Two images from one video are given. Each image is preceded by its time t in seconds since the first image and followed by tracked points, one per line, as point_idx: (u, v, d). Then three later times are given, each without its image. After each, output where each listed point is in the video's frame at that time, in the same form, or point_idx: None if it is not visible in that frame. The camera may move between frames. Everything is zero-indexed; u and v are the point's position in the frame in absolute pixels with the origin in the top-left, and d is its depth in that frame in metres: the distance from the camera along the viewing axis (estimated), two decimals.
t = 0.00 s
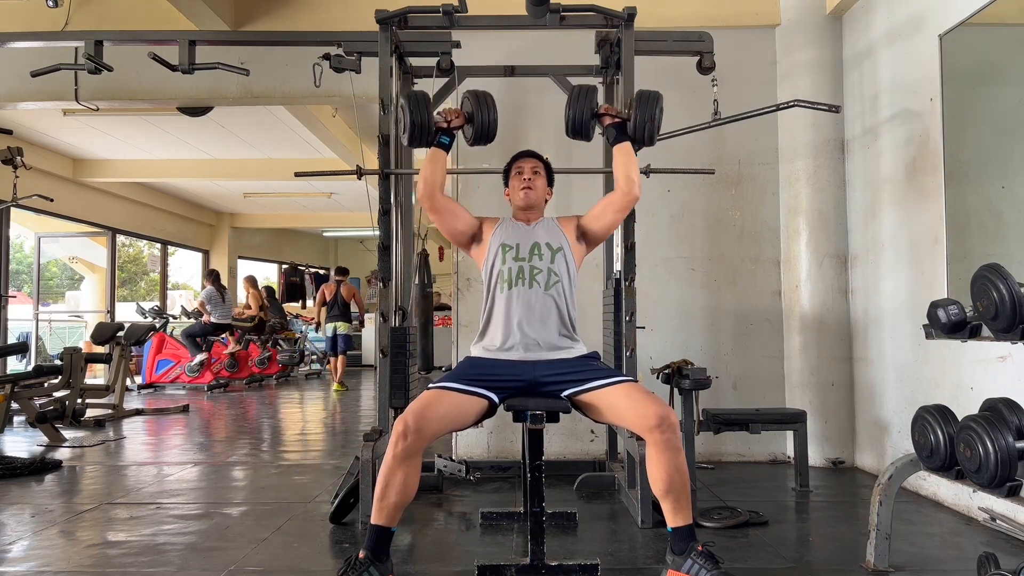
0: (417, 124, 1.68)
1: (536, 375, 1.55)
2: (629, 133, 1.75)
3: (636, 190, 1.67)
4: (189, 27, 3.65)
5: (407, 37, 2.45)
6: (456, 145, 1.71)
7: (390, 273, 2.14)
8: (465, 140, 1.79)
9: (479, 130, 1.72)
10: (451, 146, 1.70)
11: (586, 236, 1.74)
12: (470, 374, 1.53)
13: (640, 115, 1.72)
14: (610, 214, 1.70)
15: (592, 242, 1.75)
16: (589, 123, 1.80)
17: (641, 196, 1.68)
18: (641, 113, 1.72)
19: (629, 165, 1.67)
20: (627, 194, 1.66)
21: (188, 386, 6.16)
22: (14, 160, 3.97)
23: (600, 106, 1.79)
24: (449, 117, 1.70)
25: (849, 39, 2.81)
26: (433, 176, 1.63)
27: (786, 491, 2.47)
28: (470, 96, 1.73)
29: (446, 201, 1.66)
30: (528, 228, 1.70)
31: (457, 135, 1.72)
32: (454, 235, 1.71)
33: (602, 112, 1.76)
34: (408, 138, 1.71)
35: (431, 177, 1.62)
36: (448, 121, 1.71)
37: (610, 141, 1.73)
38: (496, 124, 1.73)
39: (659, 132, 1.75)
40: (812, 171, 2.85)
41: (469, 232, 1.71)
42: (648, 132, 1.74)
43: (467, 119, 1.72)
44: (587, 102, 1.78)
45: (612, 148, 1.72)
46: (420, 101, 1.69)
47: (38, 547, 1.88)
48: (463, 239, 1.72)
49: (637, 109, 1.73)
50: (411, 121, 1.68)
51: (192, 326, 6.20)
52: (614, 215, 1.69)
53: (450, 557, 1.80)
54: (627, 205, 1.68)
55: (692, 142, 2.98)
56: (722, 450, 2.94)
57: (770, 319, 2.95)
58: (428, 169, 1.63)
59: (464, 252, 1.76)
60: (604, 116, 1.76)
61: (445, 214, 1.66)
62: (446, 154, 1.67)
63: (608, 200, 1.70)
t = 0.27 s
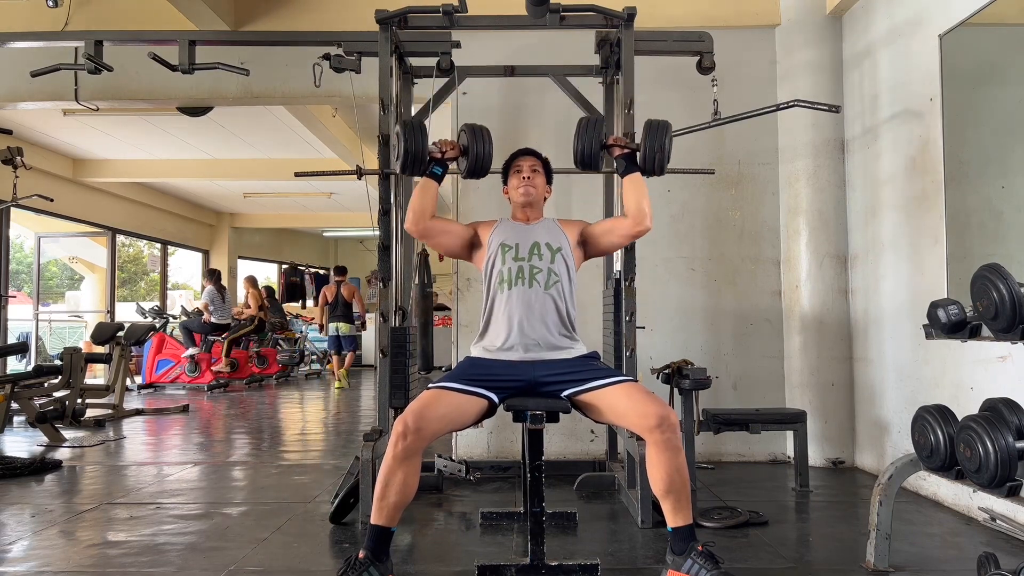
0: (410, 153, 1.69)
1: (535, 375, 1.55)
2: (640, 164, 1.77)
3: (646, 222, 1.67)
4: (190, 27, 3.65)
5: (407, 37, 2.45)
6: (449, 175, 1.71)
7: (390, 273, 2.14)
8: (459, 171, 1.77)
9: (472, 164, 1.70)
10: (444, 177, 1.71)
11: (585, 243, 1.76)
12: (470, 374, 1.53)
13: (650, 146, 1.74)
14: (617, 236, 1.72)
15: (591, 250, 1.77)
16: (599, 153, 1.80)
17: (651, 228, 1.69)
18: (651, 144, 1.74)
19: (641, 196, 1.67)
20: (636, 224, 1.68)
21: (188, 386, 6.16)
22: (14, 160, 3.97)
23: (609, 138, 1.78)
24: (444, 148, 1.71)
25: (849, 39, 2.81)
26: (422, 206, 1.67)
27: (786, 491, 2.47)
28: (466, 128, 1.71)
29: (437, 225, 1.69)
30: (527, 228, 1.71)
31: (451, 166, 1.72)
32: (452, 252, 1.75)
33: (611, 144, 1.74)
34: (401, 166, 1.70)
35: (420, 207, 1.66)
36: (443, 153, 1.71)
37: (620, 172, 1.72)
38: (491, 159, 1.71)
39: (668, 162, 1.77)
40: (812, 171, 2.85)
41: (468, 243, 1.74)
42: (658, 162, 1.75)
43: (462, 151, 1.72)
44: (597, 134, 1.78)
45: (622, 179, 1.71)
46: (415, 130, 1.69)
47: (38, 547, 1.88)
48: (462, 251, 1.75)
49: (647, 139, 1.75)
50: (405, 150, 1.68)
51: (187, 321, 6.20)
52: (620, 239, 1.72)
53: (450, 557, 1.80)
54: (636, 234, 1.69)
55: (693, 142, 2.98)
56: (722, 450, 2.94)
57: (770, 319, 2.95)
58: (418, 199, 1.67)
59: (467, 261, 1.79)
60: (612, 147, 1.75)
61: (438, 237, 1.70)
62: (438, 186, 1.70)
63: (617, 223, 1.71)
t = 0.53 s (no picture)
0: (409, 175, 1.71)
1: (536, 375, 1.55)
2: (641, 186, 1.75)
3: (648, 245, 1.70)
4: (189, 27, 3.65)
5: (407, 37, 2.45)
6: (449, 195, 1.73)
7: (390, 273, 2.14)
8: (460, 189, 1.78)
9: (472, 182, 1.69)
10: (443, 197, 1.73)
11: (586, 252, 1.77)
12: (471, 374, 1.53)
13: (652, 168, 1.72)
14: (617, 254, 1.75)
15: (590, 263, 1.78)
16: (600, 178, 1.78)
17: (652, 252, 1.72)
18: (653, 167, 1.72)
19: (642, 219, 1.70)
20: (637, 250, 1.70)
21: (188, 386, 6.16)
22: (14, 160, 3.97)
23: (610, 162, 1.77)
24: (440, 168, 1.72)
25: (849, 39, 2.81)
26: (421, 227, 1.69)
27: (786, 491, 2.47)
28: (462, 147, 1.71)
29: (438, 244, 1.70)
30: (529, 228, 1.71)
31: (449, 185, 1.74)
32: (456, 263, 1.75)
33: (613, 168, 1.77)
34: (401, 190, 1.73)
35: (420, 227, 1.68)
36: (440, 172, 1.73)
37: (623, 196, 1.76)
38: (488, 175, 1.70)
39: (671, 182, 1.75)
40: (812, 171, 2.85)
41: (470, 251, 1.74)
42: (660, 184, 1.73)
43: (459, 170, 1.73)
44: (598, 159, 1.76)
45: (624, 203, 1.74)
46: (411, 152, 1.71)
47: (38, 547, 1.88)
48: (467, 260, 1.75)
49: (648, 161, 1.73)
50: (404, 173, 1.71)
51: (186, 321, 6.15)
52: (621, 258, 1.74)
53: (450, 557, 1.80)
54: (635, 255, 1.72)
55: (692, 142, 2.98)
56: (722, 450, 2.94)
57: (770, 319, 2.95)
58: (418, 219, 1.69)
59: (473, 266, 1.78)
60: (614, 171, 1.78)
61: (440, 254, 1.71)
62: (438, 207, 1.72)
63: (619, 242, 1.73)
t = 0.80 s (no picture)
0: (405, 154, 1.74)
1: (535, 375, 1.55)
2: (639, 170, 1.74)
3: (645, 228, 1.69)
4: (189, 27, 3.65)
5: (407, 37, 2.45)
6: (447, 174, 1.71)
7: (390, 273, 2.14)
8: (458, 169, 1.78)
9: (470, 161, 1.70)
10: (441, 176, 1.70)
11: (585, 244, 1.77)
12: (470, 374, 1.53)
13: (650, 152, 1.71)
14: (615, 241, 1.74)
15: (590, 253, 1.78)
16: (598, 159, 1.83)
17: (650, 234, 1.71)
18: (651, 150, 1.71)
19: (639, 201, 1.68)
20: (635, 231, 1.69)
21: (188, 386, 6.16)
22: (14, 160, 3.97)
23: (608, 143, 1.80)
24: (438, 147, 1.70)
25: (849, 39, 2.81)
26: (421, 206, 1.66)
27: (786, 491, 2.47)
28: (459, 125, 1.72)
29: (436, 225, 1.69)
30: (528, 226, 1.71)
31: (447, 165, 1.71)
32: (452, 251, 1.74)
33: (612, 149, 1.76)
34: (398, 168, 1.76)
35: (420, 207, 1.65)
36: (438, 152, 1.70)
37: (620, 178, 1.75)
38: (486, 155, 1.72)
39: (670, 167, 1.73)
40: (812, 171, 2.85)
41: (467, 242, 1.74)
42: (658, 168, 1.73)
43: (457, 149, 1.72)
44: (597, 140, 1.81)
45: (622, 185, 1.73)
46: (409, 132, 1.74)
47: (38, 547, 1.88)
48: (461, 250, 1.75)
49: (646, 145, 1.72)
50: (400, 152, 1.73)
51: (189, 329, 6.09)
52: (620, 243, 1.73)
53: (451, 557, 1.80)
54: (634, 240, 1.71)
55: (692, 142, 2.98)
56: (722, 450, 2.94)
57: (770, 319, 2.95)
58: (417, 199, 1.66)
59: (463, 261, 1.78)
60: (613, 153, 1.77)
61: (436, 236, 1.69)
62: (436, 186, 1.69)
63: (616, 228, 1.73)
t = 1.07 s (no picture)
0: (410, 133, 1.75)
1: (536, 375, 1.55)
2: (635, 147, 1.79)
3: (639, 204, 1.65)
4: (189, 27, 3.65)
5: (407, 37, 2.45)
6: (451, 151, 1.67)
7: (389, 273, 2.13)
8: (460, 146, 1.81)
9: (473, 138, 1.75)
10: (446, 153, 1.67)
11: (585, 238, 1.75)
12: (470, 374, 1.53)
13: (645, 129, 1.76)
14: (612, 224, 1.70)
15: (591, 245, 1.75)
16: (594, 138, 1.83)
17: (645, 210, 1.66)
18: (646, 128, 1.77)
19: (633, 178, 1.65)
20: (630, 208, 1.65)
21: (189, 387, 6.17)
22: (14, 160, 3.97)
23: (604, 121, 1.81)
24: (442, 124, 1.66)
25: (849, 39, 2.81)
26: (429, 184, 1.62)
27: (786, 491, 2.47)
28: (462, 102, 1.75)
29: (444, 206, 1.65)
30: (528, 224, 1.71)
31: (452, 141, 1.68)
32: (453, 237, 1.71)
33: (607, 128, 1.73)
34: (402, 148, 1.78)
35: (428, 184, 1.61)
36: (442, 129, 1.67)
37: (616, 155, 1.72)
38: (490, 133, 1.77)
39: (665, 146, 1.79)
40: (812, 171, 2.85)
41: (468, 233, 1.72)
42: (654, 146, 1.77)
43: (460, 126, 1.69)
44: (592, 118, 1.81)
45: (618, 162, 1.70)
46: (412, 110, 1.76)
47: (38, 547, 1.88)
48: (463, 241, 1.73)
49: (642, 123, 1.77)
50: (405, 132, 1.75)
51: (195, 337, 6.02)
52: (617, 226, 1.69)
53: (451, 557, 1.80)
54: (630, 218, 1.67)
55: (692, 142, 2.98)
56: (722, 450, 2.94)
57: (770, 319, 2.95)
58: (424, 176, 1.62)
59: (463, 254, 1.76)
60: (608, 131, 1.74)
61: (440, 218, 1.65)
62: (441, 162, 1.66)
63: (612, 210, 1.70)
